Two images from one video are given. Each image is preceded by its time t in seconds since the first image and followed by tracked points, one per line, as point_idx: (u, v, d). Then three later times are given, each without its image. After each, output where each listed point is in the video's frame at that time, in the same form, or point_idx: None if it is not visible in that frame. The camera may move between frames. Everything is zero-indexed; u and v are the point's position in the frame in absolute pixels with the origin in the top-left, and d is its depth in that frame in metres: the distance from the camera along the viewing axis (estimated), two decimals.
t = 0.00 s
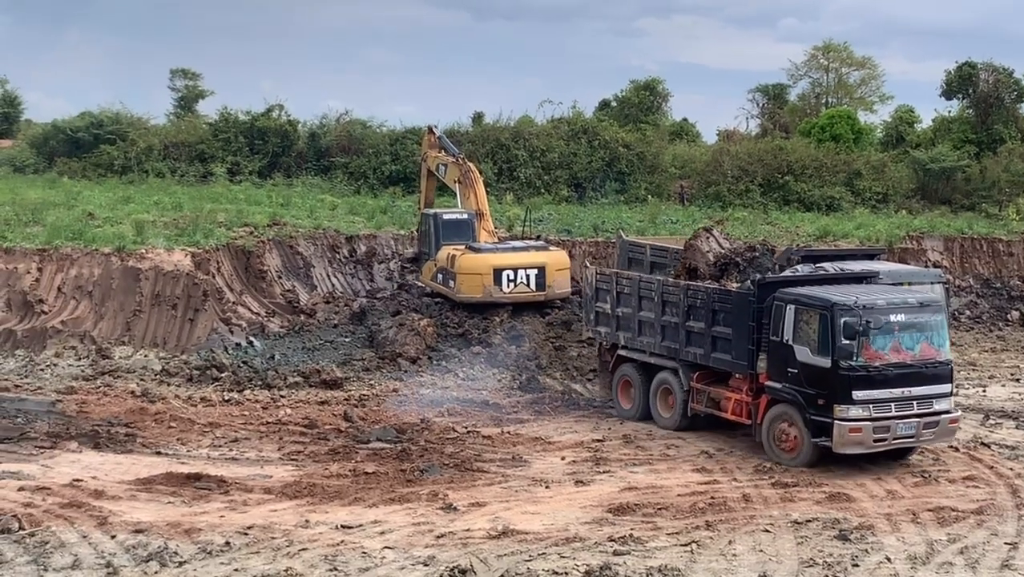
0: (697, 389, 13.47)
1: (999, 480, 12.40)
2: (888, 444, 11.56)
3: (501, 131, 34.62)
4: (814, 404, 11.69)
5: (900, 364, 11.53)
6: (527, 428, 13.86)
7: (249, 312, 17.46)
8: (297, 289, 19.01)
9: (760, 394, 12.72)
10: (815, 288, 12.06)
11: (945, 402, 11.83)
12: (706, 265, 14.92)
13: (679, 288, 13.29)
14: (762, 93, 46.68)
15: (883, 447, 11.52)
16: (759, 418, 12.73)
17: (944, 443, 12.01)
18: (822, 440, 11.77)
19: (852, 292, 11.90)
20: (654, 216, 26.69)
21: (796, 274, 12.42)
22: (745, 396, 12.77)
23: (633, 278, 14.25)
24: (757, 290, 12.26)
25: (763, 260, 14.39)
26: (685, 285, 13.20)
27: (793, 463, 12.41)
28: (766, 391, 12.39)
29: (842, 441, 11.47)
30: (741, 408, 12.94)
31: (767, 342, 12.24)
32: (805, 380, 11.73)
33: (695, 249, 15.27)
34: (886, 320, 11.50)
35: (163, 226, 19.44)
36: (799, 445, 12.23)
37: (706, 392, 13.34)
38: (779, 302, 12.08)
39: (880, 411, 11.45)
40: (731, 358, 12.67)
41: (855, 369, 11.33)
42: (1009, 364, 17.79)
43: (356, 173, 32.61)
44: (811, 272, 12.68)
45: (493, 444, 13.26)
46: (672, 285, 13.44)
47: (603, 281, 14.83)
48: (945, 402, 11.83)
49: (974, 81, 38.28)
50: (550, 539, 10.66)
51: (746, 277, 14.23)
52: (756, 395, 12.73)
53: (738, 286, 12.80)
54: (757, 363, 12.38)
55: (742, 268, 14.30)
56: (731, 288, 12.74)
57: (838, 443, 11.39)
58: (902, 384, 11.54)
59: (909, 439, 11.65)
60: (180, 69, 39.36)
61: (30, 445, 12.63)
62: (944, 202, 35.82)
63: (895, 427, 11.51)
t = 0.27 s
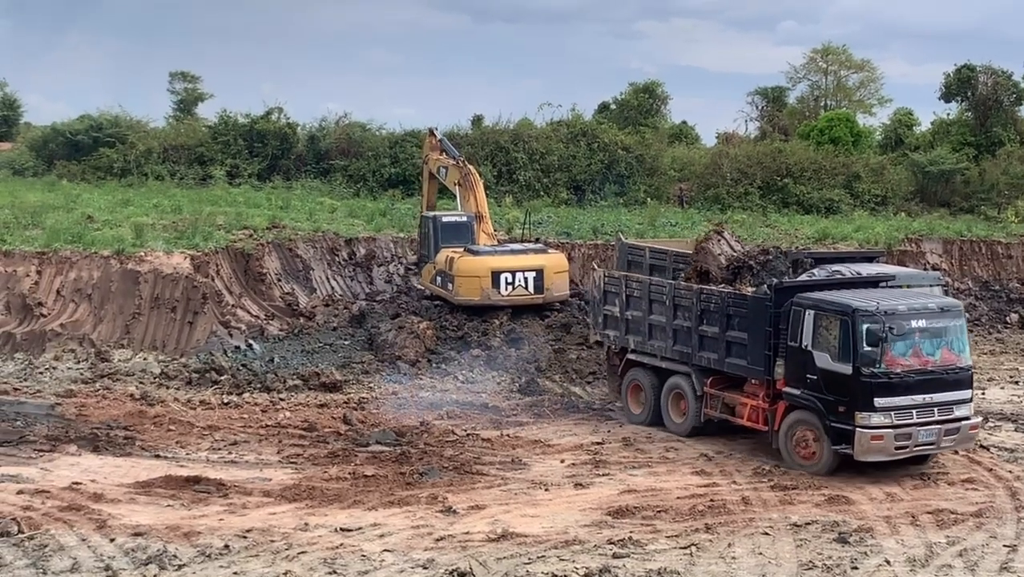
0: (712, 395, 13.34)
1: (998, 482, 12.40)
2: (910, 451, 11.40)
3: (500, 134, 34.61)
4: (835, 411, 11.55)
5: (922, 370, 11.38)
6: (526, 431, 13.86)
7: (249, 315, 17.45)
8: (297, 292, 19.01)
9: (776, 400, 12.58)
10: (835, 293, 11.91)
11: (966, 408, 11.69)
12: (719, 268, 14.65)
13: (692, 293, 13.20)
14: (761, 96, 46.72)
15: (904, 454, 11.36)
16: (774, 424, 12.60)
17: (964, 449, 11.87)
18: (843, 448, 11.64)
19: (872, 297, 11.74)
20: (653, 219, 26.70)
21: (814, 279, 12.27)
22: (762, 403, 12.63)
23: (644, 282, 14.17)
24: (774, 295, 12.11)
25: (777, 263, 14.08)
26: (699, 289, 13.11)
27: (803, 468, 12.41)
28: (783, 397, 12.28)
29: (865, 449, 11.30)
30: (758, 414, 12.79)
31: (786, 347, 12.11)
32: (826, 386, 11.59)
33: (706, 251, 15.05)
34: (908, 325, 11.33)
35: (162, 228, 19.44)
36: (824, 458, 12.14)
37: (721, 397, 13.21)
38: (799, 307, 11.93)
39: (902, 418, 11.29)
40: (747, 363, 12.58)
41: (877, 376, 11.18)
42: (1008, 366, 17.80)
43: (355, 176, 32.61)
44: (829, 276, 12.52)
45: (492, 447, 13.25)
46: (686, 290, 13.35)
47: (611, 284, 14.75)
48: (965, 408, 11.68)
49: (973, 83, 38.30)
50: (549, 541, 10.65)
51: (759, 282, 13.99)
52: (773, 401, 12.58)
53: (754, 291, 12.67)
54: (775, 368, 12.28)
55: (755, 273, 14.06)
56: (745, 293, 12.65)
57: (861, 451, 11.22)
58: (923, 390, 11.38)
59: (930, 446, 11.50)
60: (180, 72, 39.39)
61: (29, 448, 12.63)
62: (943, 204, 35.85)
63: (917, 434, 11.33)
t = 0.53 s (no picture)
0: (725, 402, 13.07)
1: (994, 487, 12.40)
2: (932, 459, 11.23)
3: (497, 139, 34.60)
4: (855, 419, 11.34)
5: (942, 376, 11.23)
6: (522, 435, 13.86)
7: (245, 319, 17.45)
8: (293, 296, 19.01)
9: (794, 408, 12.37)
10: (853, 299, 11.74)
11: (986, 415, 11.54)
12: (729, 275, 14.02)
13: (705, 299, 12.99)
14: (757, 100, 46.79)
15: (926, 462, 11.19)
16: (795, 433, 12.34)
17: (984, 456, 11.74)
18: (863, 456, 11.46)
19: (891, 303, 11.58)
20: (649, 224, 26.72)
21: (829, 285, 12.12)
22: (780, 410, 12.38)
23: (653, 289, 13.96)
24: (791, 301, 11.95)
25: (790, 268, 13.44)
26: (711, 295, 12.89)
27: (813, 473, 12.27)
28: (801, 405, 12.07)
29: (886, 457, 11.12)
30: (773, 422, 12.52)
31: (803, 354, 11.91)
32: (845, 394, 11.39)
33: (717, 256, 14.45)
34: (927, 331, 11.19)
35: (158, 233, 19.44)
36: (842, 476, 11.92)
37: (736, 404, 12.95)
38: (816, 313, 11.76)
39: (924, 425, 11.12)
40: (762, 370, 12.35)
41: (899, 383, 11.00)
42: (1003, 371, 17.82)
43: (352, 181, 32.60)
44: (844, 282, 12.34)
45: (489, 452, 13.24)
46: (697, 296, 13.14)
47: (619, 290, 14.54)
48: (986, 414, 11.54)
49: (969, 88, 38.37)
50: (546, 546, 10.65)
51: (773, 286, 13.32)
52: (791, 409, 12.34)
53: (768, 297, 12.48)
54: (791, 376, 12.07)
55: (767, 276, 13.40)
56: (760, 299, 12.44)
57: (882, 460, 11.04)
58: (944, 397, 11.22)
59: (952, 453, 11.34)
60: (176, 76, 39.40)
61: (24, 453, 12.61)
62: (939, 209, 35.91)
63: (938, 441, 11.17)
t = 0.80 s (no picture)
0: (742, 412, 12.89)
1: (990, 491, 12.41)
2: (958, 469, 11.11)
3: (493, 143, 34.47)
4: (881, 428, 11.22)
5: (968, 385, 11.11)
6: (519, 439, 13.85)
7: (241, 323, 17.44)
8: (289, 300, 19.00)
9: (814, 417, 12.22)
10: (875, 307, 11.62)
11: (1010, 423, 11.45)
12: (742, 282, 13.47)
13: (720, 306, 12.75)
14: (753, 104, 46.81)
15: (952, 472, 11.08)
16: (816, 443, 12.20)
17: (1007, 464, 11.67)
18: (888, 465, 11.35)
19: (915, 311, 11.46)
20: (645, 228, 26.72)
21: (850, 292, 12.00)
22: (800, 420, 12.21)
23: (663, 295, 13.69)
24: (812, 309, 11.74)
25: (807, 274, 12.89)
26: (728, 303, 12.64)
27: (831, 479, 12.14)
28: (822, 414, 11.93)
29: (912, 468, 10.99)
30: (794, 432, 12.38)
31: (825, 362, 11.76)
32: (870, 404, 11.27)
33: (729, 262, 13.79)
34: (953, 339, 11.06)
35: (154, 237, 19.42)
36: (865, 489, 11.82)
37: (753, 413, 12.77)
38: (838, 322, 11.62)
39: (950, 435, 10.99)
40: (782, 379, 12.16)
41: (926, 392, 10.88)
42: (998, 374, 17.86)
43: (348, 184, 32.58)
44: (865, 289, 12.19)
45: (485, 455, 13.24)
46: (712, 303, 12.89)
47: (627, 297, 14.25)
48: (1010, 422, 11.45)
49: (964, 92, 38.75)
50: (542, 550, 10.64)
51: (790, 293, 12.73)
52: (812, 418, 12.19)
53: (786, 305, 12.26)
54: (813, 385, 11.88)
55: (783, 284, 12.86)
56: (779, 307, 12.21)
57: (909, 470, 10.91)
58: (970, 406, 11.11)
59: (977, 463, 11.24)
60: (172, 80, 39.37)
61: (20, 457, 12.59)
62: (934, 213, 35.97)
63: (965, 451, 11.05)
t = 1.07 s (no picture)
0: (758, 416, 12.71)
1: (985, 491, 12.40)
2: (984, 475, 10.93)
3: (487, 144, 34.55)
4: (906, 435, 11.03)
5: (993, 391, 10.92)
6: (514, 440, 13.86)
7: (235, 325, 17.44)
8: (284, 301, 19.00)
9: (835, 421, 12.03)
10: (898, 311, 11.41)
11: None
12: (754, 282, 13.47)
13: (734, 309, 12.57)
14: (747, 105, 46.84)
15: (979, 478, 10.91)
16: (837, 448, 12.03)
17: None
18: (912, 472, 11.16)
19: (938, 315, 11.26)
20: (640, 229, 26.72)
21: (868, 297, 11.83)
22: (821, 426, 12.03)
23: (673, 298, 13.50)
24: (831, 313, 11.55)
25: (820, 276, 12.91)
26: (742, 306, 12.46)
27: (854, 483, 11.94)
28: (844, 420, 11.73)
29: (938, 475, 10.82)
30: (814, 437, 12.19)
31: (846, 367, 11.56)
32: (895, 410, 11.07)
33: (741, 265, 13.63)
34: (979, 344, 10.87)
35: (149, 238, 19.42)
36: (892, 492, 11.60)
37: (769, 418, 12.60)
38: (859, 327, 11.42)
39: (976, 441, 10.80)
40: (799, 384, 11.97)
41: (953, 399, 10.68)
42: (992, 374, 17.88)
43: (342, 186, 32.55)
44: (886, 295, 12.10)
45: (480, 456, 13.25)
46: (725, 306, 12.70)
47: (635, 299, 14.05)
48: None
49: (958, 92, 38.32)
50: (537, 551, 10.65)
51: (807, 297, 12.77)
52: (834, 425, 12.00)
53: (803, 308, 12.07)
54: (833, 390, 11.71)
55: (798, 286, 12.88)
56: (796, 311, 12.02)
57: (935, 478, 10.73)
58: (996, 411, 10.92)
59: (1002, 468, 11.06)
60: (166, 81, 39.36)
61: (14, 459, 12.58)
62: (928, 213, 36.02)
63: (990, 457, 10.87)
